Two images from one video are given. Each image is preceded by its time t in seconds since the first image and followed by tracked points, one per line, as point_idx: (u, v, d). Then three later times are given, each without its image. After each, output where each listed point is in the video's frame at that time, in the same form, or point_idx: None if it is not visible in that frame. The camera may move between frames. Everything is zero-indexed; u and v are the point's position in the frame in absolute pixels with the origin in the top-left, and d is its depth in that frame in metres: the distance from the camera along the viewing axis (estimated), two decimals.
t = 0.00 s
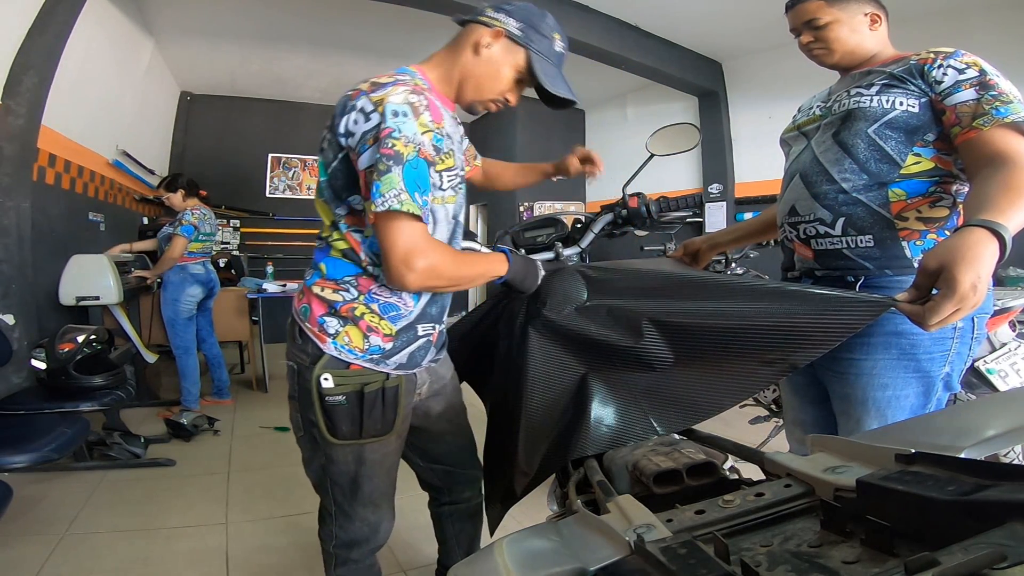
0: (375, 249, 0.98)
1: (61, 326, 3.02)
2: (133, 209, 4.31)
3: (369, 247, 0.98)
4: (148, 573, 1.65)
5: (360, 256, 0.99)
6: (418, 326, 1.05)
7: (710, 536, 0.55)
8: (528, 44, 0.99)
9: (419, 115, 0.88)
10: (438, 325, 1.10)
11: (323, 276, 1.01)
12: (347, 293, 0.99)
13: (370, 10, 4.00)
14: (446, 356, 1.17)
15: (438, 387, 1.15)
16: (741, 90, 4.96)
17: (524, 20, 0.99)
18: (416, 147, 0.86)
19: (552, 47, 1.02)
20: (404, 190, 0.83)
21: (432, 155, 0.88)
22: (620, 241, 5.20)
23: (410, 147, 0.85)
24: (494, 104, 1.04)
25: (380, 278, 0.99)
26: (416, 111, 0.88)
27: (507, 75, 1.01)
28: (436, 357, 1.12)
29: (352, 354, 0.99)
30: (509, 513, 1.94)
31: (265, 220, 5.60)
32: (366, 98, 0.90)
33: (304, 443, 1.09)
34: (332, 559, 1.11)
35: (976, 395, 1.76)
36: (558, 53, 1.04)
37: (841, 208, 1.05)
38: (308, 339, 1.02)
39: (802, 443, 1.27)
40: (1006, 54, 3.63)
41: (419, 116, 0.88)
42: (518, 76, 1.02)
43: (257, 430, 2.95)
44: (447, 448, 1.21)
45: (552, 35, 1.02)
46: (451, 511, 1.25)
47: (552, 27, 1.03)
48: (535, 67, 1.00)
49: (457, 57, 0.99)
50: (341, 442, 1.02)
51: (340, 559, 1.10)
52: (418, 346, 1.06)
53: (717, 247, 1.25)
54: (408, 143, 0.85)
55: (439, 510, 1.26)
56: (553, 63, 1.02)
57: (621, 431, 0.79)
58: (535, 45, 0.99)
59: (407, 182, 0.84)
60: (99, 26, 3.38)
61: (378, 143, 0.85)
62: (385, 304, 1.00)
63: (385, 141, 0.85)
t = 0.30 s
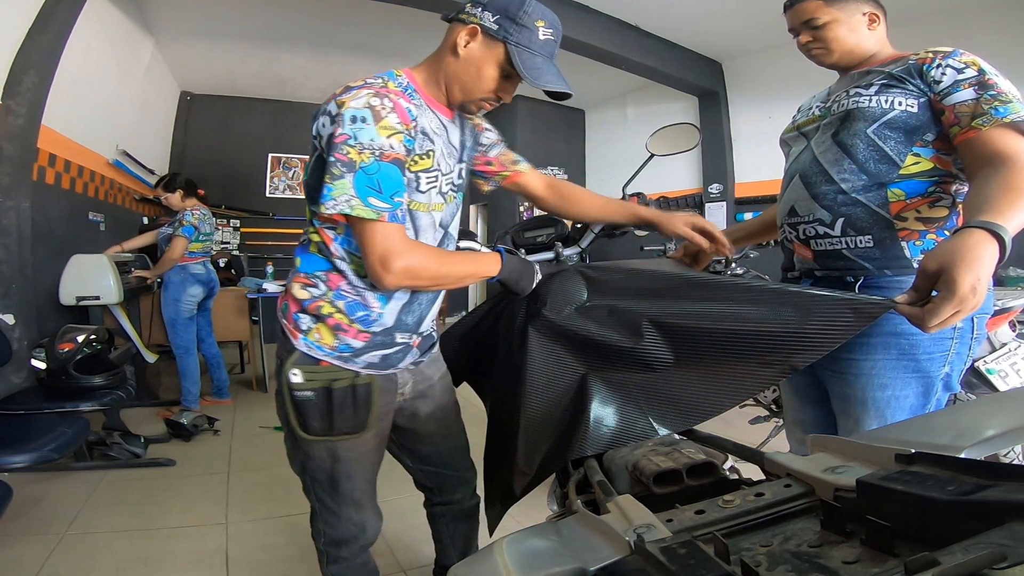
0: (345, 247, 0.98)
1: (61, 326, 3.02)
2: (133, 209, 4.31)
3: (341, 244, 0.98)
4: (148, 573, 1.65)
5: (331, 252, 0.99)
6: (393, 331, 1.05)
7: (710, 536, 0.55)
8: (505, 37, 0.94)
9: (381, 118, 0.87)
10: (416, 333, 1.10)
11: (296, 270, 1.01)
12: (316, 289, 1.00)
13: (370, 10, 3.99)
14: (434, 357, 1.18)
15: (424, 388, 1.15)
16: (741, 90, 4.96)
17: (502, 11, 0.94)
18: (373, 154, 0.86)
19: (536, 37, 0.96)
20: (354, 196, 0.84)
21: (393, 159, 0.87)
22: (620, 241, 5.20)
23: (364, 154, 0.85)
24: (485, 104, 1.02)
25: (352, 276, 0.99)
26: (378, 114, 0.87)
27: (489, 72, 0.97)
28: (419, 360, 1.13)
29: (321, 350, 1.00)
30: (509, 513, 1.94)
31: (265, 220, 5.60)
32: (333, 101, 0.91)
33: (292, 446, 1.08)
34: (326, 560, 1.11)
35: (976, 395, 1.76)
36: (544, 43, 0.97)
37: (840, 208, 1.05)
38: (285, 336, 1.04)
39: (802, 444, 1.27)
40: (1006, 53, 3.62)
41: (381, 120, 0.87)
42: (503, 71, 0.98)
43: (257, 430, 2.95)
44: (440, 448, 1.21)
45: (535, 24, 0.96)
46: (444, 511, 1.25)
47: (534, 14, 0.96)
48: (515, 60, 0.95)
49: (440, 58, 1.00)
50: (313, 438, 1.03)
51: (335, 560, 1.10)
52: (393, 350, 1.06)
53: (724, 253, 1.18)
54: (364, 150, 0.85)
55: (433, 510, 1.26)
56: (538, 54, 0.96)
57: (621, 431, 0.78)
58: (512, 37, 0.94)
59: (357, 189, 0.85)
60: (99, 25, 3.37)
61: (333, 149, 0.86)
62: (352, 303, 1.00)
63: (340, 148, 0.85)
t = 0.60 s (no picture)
0: (351, 243, 0.99)
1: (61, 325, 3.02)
2: (132, 209, 4.31)
3: (348, 239, 0.99)
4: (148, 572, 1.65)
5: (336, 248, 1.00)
6: (393, 335, 1.04)
7: (710, 536, 0.55)
8: (536, 53, 0.91)
9: (383, 113, 0.90)
10: (419, 340, 1.08)
11: (311, 265, 1.03)
12: (325, 285, 1.01)
13: (370, 10, 3.99)
14: (448, 361, 1.16)
15: (433, 391, 1.13)
16: (741, 90, 4.96)
17: (533, 24, 0.91)
18: (374, 146, 0.87)
19: (566, 53, 0.92)
20: (356, 184, 0.85)
21: (394, 152, 0.89)
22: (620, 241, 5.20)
23: (367, 147, 0.87)
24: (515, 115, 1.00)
25: (350, 273, 1.00)
26: (381, 110, 0.91)
27: (517, 87, 0.94)
28: (426, 363, 1.11)
29: (322, 345, 1.03)
30: (510, 513, 1.94)
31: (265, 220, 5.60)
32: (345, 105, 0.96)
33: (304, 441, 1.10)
34: (329, 560, 1.11)
35: (976, 395, 1.76)
36: (575, 58, 0.93)
37: (840, 208, 1.05)
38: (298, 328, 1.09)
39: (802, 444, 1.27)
40: (1005, 53, 3.62)
41: (383, 115, 0.90)
42: (532, 85, 0.95)
43: (258, 430, 2.95)
44: (450, 450, 1.20)
45: (567, 39, 0.92)
46: (452, 513, 1.24)
47: (567, 29, 0.93)
48: (544, 78, 0.91)
49: (472, 69, 0.98)
50: (312, 427, 1.05)
51: (337, 561, 1.10)
52: (392, 352, 1.05)
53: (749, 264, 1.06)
54: (366, 143, 0.88)
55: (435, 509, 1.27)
56: (568, 71, 0.92)
57: (620, 430, 0.79)
58: (542, 53, 0.91)
59: (360, 179, 0.86)
60: (99, 25, 3.37)
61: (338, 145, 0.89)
62: (354, 301, 1.00)
63: (345, 142, 0.88)
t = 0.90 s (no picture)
0: (368, 239, 0.98)
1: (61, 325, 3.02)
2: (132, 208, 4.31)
3: (364, 236, 0.98)
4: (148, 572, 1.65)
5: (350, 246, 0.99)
6: (404, 337, 1.04)
7: (710, 536, 0.55)
8: (566, 70, 0.92)
9: (412, 107, 0.90)
10: (429, 343, 1.07)
11: (320, 266, 1.02)
12: (337, 286, 1.01)
13: (370, 11, 3.99)
14: (454, 362, 1.16)
15: (439, 391, 1.14)
16: (742, 90, 4.96)
17: (567, 42, 0.92)
18: (400, 139, 0.87)
19: (596, 73, 0.93)
20: (377, 174, 0.84)
21: (419, 147, 0.88)
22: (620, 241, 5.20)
23: (394, 138, 0.87)
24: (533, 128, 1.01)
25: (364, 272, 0.99)
26: (411, 104, 0.91)
27: (544, 100, 0.95)
28: (434, 365, 1.11)
29: (333, 347, 1.03)
30: (510, 513, 1.94)
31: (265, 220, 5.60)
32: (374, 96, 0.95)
33: (308, 442, 1.10)
34: (330, 560, 1.11)
35: (976, 395, 1.76)
36: (603, 79, 0.94)
37: (839, 208, 1.05)
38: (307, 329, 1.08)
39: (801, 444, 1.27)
40: (1005, 54, 3.63)
41: (412, 109, 0.90)
42: (558, 101, 0.96)
43: (258, 430, 2.95)
44: (452, 450, 1.20)
45: (598, 60, 0.94)
46: (454, 513, 1.24)
47: (599, 49, 0.94)
48: (572, 97, 0.92)
49: (498, 78, 0.98)
50: (321, 430, 1.06)
51: (339, 561, 1.10)
52: (403, 354, 1.05)
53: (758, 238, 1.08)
54: (393, 134, 0.87)
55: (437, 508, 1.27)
56: (595, 90, 0.93)
57: (621, 430, 0.78)
58: (574, 70, 0.92)
59: (382, 169, 0.84)
60: (98, 25, 3.37)
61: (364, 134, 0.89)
62: (367, 302, 1.00)
63: (371, 132, 0.88)
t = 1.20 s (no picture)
0: (372, 237, 0.98)
1: (61, 325, 3.02)
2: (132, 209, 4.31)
3: (368, 232, 0.98)
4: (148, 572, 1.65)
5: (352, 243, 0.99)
6: (404, 338, 1.03)
7: (710, 536, 0.55)
8: (576, 77, 0.91)
9: (425, 101, 0.90)
10: (430, 344, 1.07)
11: (321, 266, 1.02)
12: (337, 286, 1.01)
13: (369, 10, 3.99)
14: (456, 363, 1.15)
15: (439, 393, 1.14)
16: (742, 90, 4.96)
17: (578, 49, 0.92)
18: (413, 132, 0.87)
19: (606, 81, 0.93)
20: (392, 166, 0.84)
21: (432, 141, 0.88)
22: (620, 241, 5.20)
23: (407, 133, 0.87)
24: (541, 131, 1.01)
25: (365, 271, 0.99)
26: (423, 99, 0.91)
27: (552, 106, 0.95)
28: (435, 366, 1.11)
29: (333, 349, 1.03)
30: (509, 514, 1.94)
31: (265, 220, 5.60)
32: (385, 86, 0.95)
33: (308, 444, 1.10)
34: (330, 561, 1.11)
35: (975, 395, 1.76)
36: (612, 87, 0.94)
37: (840, 208, 1.05)
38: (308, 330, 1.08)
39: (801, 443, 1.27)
40: (1004, 55, 3.63)
41: (425, 103, 0.90)
42: (566, 106, 0.96)
43: (257, 430, 2.95)
44: (452, 451, 1.21)
45: (609, 67, 0.93)
46: (454, 515, 1.24)
47: (610, 57, 0.94)
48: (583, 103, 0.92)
49: (507, 81, 0.97)
50: (320, 431, 1.06)
51: (338, 562, 1.11)
52: (404, 355, 1.05)
53: (756, 237, 1.09)
54: (405, 129, 0.87)
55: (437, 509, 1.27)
56: (605, 98, 0.93)
57: (620, 430, 0.78)
58: (583, 77, 0.92)
59: (396, 161, 0.85)
60: (98, 26, 3.37)
61: (377, 126, 0.88)
62: (368, 302, 1.00)
63: (385, 125, 0.87)
